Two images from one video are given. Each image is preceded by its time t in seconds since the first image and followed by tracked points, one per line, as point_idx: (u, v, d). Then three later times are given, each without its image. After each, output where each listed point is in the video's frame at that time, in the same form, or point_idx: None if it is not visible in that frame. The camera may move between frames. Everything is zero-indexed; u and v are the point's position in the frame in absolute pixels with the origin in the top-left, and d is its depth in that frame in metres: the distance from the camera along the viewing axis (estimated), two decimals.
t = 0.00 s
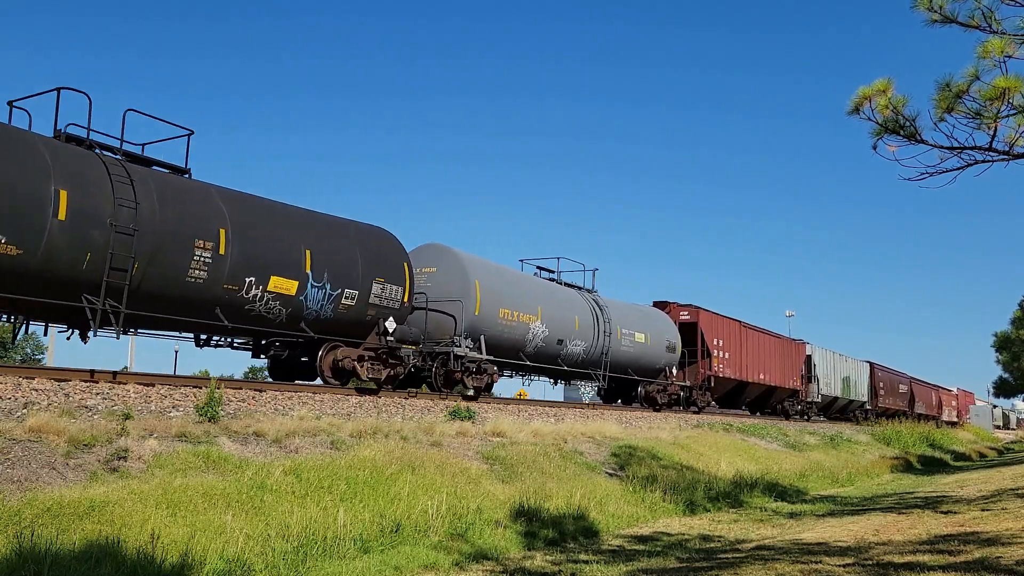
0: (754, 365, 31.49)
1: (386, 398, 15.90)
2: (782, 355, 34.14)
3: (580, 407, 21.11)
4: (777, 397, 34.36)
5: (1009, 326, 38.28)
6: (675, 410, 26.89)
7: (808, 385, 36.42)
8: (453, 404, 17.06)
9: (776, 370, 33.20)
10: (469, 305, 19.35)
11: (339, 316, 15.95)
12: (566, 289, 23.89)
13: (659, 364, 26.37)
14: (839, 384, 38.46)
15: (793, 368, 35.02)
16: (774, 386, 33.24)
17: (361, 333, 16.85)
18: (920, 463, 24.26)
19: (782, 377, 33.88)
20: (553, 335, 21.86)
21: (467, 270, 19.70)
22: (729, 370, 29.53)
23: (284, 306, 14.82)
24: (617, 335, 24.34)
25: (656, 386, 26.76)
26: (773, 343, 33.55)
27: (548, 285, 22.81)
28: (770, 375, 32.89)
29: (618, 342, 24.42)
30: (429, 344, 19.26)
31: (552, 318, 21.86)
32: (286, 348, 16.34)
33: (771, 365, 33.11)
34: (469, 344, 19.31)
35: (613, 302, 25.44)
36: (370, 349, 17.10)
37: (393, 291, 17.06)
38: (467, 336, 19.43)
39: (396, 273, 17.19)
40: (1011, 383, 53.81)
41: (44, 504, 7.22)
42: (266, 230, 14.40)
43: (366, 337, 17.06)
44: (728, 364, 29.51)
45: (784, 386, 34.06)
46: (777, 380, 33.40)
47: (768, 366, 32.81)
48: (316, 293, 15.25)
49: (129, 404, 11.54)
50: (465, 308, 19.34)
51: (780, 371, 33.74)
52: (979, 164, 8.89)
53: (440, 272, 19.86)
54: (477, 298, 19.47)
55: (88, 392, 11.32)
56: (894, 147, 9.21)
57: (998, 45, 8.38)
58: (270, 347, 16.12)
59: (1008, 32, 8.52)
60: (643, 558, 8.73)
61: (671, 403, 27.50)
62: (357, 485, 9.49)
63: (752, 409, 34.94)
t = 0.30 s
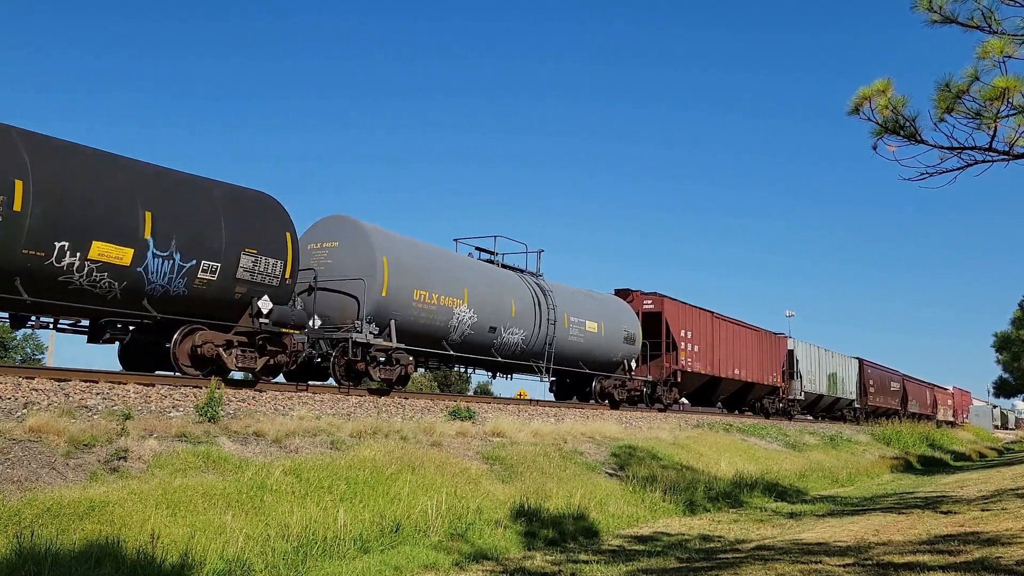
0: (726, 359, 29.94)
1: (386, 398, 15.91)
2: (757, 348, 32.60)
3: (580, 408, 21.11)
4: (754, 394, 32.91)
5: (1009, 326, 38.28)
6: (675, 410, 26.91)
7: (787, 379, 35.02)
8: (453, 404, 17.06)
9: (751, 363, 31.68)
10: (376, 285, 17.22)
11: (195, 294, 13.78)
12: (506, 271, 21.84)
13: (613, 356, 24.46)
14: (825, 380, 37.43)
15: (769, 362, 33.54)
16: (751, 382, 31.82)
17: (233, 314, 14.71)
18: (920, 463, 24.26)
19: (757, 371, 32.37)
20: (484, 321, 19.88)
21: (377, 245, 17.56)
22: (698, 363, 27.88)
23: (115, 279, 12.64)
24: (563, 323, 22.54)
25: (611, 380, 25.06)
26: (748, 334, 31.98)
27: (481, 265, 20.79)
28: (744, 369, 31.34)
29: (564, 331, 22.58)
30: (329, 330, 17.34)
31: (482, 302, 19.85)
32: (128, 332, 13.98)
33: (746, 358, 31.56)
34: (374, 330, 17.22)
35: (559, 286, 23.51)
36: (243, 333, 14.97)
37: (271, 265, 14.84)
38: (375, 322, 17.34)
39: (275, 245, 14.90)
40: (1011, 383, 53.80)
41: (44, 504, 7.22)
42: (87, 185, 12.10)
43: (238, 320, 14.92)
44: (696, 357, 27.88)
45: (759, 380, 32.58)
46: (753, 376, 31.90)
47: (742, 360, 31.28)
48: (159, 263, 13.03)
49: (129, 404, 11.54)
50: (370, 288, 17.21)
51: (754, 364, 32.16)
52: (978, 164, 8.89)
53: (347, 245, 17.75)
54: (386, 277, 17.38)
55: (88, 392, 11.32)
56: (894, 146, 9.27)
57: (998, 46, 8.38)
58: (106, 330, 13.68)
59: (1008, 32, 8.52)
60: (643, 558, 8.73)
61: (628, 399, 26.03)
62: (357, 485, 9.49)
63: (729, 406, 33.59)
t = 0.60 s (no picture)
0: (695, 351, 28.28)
1: (386, 398, 15.91)
2: (728, 339, 31.01)
3: (580, 408, 21.12)
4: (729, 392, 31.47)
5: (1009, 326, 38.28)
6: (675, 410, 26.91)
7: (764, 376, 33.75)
8: (453, 404, 17.07)
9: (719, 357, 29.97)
10: (247, 258, 14.67)
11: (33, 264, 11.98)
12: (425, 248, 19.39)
13: (554, 344, 22.35)
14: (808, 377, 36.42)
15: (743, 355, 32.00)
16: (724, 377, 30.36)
17: (45, 287, 12.32)
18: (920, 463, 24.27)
19: (730, 365, 30.79)
20: (395, 304, 17.54)
21: (249, 211, 14.99)
22: (662, 356, 26.04)
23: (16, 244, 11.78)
24: (494, 307, 20.28)
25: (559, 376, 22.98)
26: (717, 324, 30.40)
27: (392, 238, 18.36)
28: (715, 363, 29.66)
29: (497, 317, 20.37)
30: (192, 311, 14.99)
31: (394, 281, 17.46)
32: None
33: (717, 350, 30.00)
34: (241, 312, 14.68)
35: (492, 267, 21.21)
36: (59, 312, 12.52)
37: (91, 227, 12.47)
38: (247, 302, 14.87)
39: (95, 202, 12.52)
40: (1011, 383, 53.81)
41: (44, 504, 7.22)
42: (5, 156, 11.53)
43: (54, 294, 12.44)
44: (662, 350, 26.09)
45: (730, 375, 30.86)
46: (726, 371, 30.39)
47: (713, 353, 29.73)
48: None
49: (130, 404, 11.55)
50: (241, 261, 14.66)
51: (725, 358, 30.55)
52: (978, 164, 8.89)
53: (214, 212, 15.18)
54: (260, 248, 14.83)
55: (88, 392, 11.32)
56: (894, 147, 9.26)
57: (998, 46, 8.38)
58: None
59: (1008, 32, 8.52)
60: (643, 558, 8.74)
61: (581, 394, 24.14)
62: (357, 485, 9.50)
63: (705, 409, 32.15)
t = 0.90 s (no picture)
0: (657, 342, 26.47)
1: (386, 398, 15.91)
2: (693, 331, 29.24)
3: (580, 407, 21.12)
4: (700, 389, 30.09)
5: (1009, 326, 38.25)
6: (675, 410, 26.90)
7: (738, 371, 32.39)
8: (453, 404, 17.07)
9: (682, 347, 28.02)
10: (57, 214, 11.72)
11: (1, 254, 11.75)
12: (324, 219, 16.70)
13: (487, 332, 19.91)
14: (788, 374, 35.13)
15: (711, 347, 30.32)
16: (690, 372, 28.75)
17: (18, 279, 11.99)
18: (920, 463, 24.27)
19: (695, 358, 29.08)
20: (271, 278, 14.74)
21: (67, 156, 12.09)
22: (616, 347, 24.19)
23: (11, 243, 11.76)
24: (407, 288, 17.62)
25: (492, 368, 20.48)
26: (682, 315, 28.61)
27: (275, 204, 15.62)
28: (678, 356, 27.88)
29: (410, 300, 17.67)
30: None
31: (269, 253, 14.64)
32: None
33: (682, 342, 28.25)
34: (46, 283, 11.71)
35: (408, 243, 18.63)
36: None
37: None
38: (57, 272, 11.94)
39: None
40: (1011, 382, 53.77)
41: (44, 504, 7.22)
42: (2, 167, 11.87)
43: None
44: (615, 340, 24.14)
45: (694, 366, 28.95)
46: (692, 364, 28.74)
47: (677, 344, 28.00)
48: None
49: (130, 404, 11.55)
50: (50, 217, 11.72)
51: (690, 350, 28.80)
52: (978, 164, 8.89)
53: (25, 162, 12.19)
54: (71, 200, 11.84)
55: (88, 392, 11.32)
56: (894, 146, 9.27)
57: (998, 45, 8.38)
58: None
59: (1008, 32, 8.52)
60: (643, 558, 8.73)
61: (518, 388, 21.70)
62: (357, 485, 9.50)
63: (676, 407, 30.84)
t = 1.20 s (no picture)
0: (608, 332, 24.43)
1: (386, 398, 15.91)
2: (652, 320, 27.26)
3: (580, 408, 21.11)
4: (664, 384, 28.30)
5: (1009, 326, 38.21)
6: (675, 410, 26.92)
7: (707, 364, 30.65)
8: (453, 404, 17.07)
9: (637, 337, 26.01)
10: None
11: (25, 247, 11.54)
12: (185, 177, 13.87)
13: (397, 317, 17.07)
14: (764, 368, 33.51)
15: (673, 338, 28.40)
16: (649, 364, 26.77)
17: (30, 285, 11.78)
18: (920, 463, 24.28)
19: (655, 349, 27.16)
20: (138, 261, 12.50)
21: None
22: (560, 335, 22.12)
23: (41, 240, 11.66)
24: (290, 263, 14.69)
25: (406, 358, 17.70)
26: (638, 302, 26.61)
27: (128, 165, 12.94)
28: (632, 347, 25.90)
29: (294, 277, 14.75)
30: None
31: (105, 217, 11.98)
32: None
33: (638, 332, 26.28)
34: None
35: (296, 210, 15.64)
36: None
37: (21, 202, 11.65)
38: None
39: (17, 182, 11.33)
40: (1011, 382, 53.78)
41: (44, 504, 7.22)
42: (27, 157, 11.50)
43: None
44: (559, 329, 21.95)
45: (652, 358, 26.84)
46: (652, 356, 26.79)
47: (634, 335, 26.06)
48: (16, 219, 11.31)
49: (129, 404, 11.55)
50: None
51: (648, 340, 26.85)
52: (978, 164, 8.90)
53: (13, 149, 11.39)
54: None
55: (88, 392, 11.32)
56: (894, 146, 9.27)
57: (998, 46, 8.38)
58: None
59: (1008, 32, 8.52)
60: (643, 558, 8.73)
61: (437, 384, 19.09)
62: (357, 485, 9.50)
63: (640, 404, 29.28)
